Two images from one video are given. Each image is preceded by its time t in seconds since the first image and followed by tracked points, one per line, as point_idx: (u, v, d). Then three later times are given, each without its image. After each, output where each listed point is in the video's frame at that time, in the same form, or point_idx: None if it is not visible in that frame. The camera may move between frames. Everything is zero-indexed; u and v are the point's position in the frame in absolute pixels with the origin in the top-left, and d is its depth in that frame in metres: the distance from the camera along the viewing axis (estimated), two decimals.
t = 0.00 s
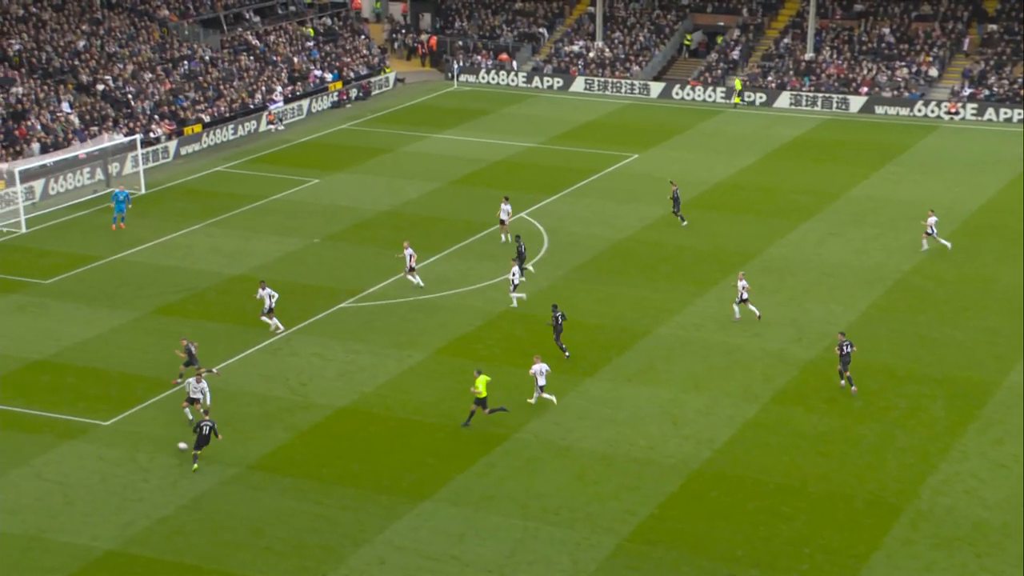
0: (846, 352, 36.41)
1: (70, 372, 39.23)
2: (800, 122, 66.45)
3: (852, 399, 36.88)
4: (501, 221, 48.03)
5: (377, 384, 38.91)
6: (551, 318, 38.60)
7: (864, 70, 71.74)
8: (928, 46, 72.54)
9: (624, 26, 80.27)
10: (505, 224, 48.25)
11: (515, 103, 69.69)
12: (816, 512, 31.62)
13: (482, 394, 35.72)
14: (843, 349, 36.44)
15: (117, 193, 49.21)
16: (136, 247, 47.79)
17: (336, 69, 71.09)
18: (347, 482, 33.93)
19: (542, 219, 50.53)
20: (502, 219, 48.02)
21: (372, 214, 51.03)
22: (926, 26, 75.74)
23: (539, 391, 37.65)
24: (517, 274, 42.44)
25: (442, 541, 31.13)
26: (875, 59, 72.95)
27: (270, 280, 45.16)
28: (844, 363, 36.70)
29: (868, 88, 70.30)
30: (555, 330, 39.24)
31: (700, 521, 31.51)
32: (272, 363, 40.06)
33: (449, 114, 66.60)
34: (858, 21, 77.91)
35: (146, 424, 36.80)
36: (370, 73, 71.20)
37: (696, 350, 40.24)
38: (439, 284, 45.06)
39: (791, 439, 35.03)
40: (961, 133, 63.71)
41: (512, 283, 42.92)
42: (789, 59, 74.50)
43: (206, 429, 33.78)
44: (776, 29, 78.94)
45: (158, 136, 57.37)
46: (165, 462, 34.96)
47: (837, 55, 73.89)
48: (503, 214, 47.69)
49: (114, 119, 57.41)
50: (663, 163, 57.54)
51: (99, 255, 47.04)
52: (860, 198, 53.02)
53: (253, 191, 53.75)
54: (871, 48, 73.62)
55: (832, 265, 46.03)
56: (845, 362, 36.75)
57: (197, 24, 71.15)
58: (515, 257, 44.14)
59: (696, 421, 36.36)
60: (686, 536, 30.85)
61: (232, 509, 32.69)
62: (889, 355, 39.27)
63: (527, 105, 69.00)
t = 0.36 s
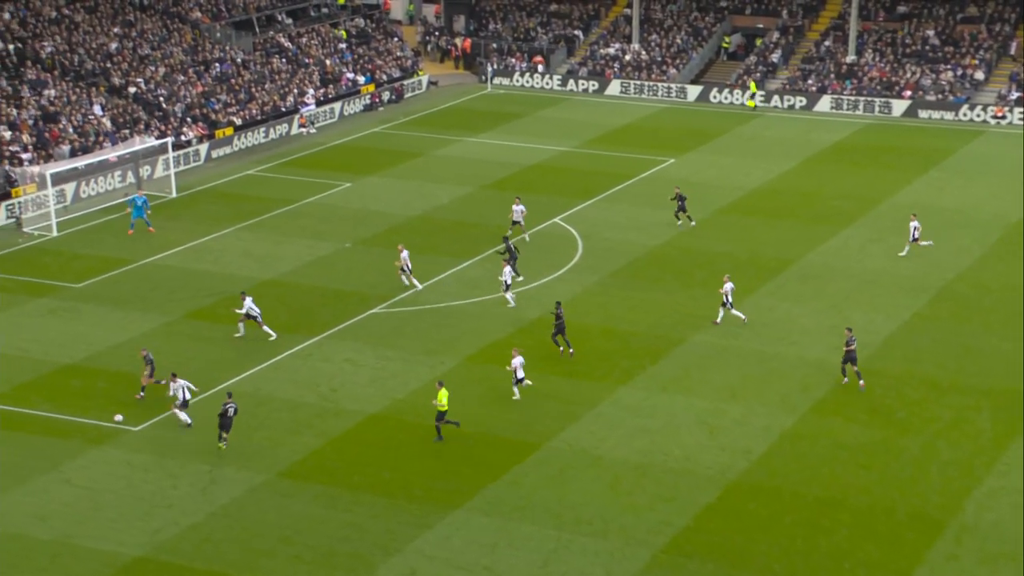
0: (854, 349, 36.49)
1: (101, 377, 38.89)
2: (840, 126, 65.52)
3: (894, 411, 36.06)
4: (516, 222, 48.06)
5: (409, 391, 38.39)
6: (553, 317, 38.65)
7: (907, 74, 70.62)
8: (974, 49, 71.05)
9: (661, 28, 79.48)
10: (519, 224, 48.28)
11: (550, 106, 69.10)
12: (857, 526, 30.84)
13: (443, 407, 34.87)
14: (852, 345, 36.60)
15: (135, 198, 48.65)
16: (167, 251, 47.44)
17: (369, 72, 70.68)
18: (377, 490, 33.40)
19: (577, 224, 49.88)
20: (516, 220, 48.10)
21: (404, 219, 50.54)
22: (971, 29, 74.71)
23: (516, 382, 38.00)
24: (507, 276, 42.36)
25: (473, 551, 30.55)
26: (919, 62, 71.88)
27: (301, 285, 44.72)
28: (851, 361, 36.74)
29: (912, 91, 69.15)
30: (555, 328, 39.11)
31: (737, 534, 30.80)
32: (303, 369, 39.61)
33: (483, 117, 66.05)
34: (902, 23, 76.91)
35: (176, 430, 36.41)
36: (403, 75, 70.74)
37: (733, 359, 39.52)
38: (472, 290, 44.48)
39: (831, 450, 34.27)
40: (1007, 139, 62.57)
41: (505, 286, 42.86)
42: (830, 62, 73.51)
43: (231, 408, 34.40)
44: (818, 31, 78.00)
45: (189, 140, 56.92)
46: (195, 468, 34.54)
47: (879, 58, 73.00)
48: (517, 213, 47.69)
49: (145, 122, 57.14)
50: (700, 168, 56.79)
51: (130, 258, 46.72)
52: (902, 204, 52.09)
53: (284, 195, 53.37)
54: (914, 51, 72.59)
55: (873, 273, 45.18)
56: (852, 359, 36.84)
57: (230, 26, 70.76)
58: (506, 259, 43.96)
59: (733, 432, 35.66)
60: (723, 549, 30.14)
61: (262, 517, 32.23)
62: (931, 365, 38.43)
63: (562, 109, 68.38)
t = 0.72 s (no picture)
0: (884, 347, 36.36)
1: (149, 383, 38.51)
2: (903, 132, 64.19)
3: (959, 425, 34.97)
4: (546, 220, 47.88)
5: (458, 399, 37.75)
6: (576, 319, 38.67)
7: (974, 78, 68.89)
8: None
9: (719, 31, 78.35)
10: (548, 223, 48.11)
11: (604, 110, 68.31)
12: (919, 543, 29.82)
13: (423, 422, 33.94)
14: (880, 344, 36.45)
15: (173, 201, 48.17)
16: (216, 255, 47.12)
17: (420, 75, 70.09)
18: (424, 500, 32.78)
19: (630, 231, 49.05)
20: (546, 218, 47.90)
21: (455, 224, 49.94)
22: None
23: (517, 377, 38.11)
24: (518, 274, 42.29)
25: (523, 564, 29.82)
26: (987, 65, 70.36)
27: (349, 291, 44.22)
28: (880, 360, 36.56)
29: (980, 96, 67.43)
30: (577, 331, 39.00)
31: (794, 550, 29.88)
32: (352, 376, 39.07)
33: (535, 121, 65.35)
34: (969, 25, 75.78)
35: (224, 436, 35.97)
36: (455, 78, 70.16)
37: (791, 369, 38.56)
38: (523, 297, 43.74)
39: (892, 465, 33.26)
40: None
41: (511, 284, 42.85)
42: (894, 66, 72.02)
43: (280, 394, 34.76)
44: (881, 33, 76.66)
45: (240, 143, 56.73)
46: (242, 475, 34.07)
47: (946, 61, 71.38)
48: (547, 213, 47.58)
49: (196, 125, 56.92)
50: (758, 174, 55.79)
51: (180, 262, 46.42)
52: (967, 212, 50.82)
53: (334, 199, 52.96)
54: (982, 54, 71.11)
55: (936, 283, 44.02)
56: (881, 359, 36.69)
57: (281, 29, 70.46)
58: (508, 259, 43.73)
59: (791, 445, 34.72)
60: (779, 565, 29.24)
61: (308, 525, 31.69)
62: (998, 377, 37.27)
63: (616, 113, 67.59)
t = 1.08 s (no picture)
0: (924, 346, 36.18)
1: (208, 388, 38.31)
2: (977, 138, 62.80)
3: None
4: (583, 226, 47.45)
5: (517, 408, 37.20)
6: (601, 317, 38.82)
7: None
8: None
9: (787, 35, 77.25)
10: (587, 229, 47.68)
11: (667, 115, 67.54)
12: (990, 562, 28.85)
13: (417, 432, 33.10)
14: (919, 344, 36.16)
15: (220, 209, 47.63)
16: (275, 260, 46.93)
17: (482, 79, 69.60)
18: (481, 509, 32.27)
19: (693, 238, 48.26)
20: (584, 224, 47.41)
21: (515, 230, 49.42)
22: None
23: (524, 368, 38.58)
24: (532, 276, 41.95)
25: None
26: None
27: (408, 297, 43.82)
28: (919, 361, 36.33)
29: None
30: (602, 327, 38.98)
31: (860, 567, 29.04)
32: (410, 383, 38.64)
33: (597, 127, 64.73)
34: None
35: (282, 442, 35.67)
36: (516, 83, 69.63)
37: (858, 382, 37.64)
38: (583, 305, 43.08)
39: (963, 482, 32.27)
40: None
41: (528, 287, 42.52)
42: (969, 71, 70.58)
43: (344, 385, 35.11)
44: (956, 38, 75.33)
45: (300, 147, 56.57)
46: (300, 481, 33.74)
47: None
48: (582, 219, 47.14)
49: (257, 128, 56.82)
50: (825, 181, 54.77)
51: (239, 266, 46.26)
52: None
53: (393, 204, 52.64)
54: None
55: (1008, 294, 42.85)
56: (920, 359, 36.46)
57: (343, 33, 70.32)
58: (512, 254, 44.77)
59: (857, 459, 33.84)
60: None
61: (364, 533, 31.28)
62: None
63: (680, 118, 66.80)
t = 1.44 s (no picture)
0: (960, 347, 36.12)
1: (260, 395, 37.90)
2: None
3: None
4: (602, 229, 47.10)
5: (571, 419, 36.49)
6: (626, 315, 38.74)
7: None
8: None
9: (852, 39, 75.94)
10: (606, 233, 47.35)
11: (727, 122, 66.58)
12: None
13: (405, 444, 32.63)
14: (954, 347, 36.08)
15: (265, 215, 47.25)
16: (328, 266, 46.51)
17: (538, 84, 68.95)
18: (535, 522, 31.58)
19: (753, 248, 47.31)
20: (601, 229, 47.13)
21: (572, 238, 48.71)
22: None
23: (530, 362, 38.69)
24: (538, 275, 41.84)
25: None
26: None
27: (462, 305, 43.22)
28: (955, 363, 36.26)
29: None
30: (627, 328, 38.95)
31: None
32: (463, 392, 38.04)
33: (656, 133, 63.89)
34: None
35: (334, 451, 35.18)
36: (573, 88, 68.94)
37: (923, 397, 36.61)
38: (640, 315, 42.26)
39: None
40: None
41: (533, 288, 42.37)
42: None
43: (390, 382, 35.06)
44: None
45: (353, 152, 56.10)
46: (351, 491, 33.22)
47: None
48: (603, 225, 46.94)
49: (311, 133, 56.49)
50: (891, 191, 53.59)
51: (292, 273, 45.86)
52: None
53: (447, 211, 52.12)
54: None
55: None
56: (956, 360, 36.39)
57: (398, 37, 69.91)
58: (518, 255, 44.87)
59: (923, 477, 32.84)
60: None
61: (416, 545, 30.69)
62: None
63: (741, 125, 65.81)
